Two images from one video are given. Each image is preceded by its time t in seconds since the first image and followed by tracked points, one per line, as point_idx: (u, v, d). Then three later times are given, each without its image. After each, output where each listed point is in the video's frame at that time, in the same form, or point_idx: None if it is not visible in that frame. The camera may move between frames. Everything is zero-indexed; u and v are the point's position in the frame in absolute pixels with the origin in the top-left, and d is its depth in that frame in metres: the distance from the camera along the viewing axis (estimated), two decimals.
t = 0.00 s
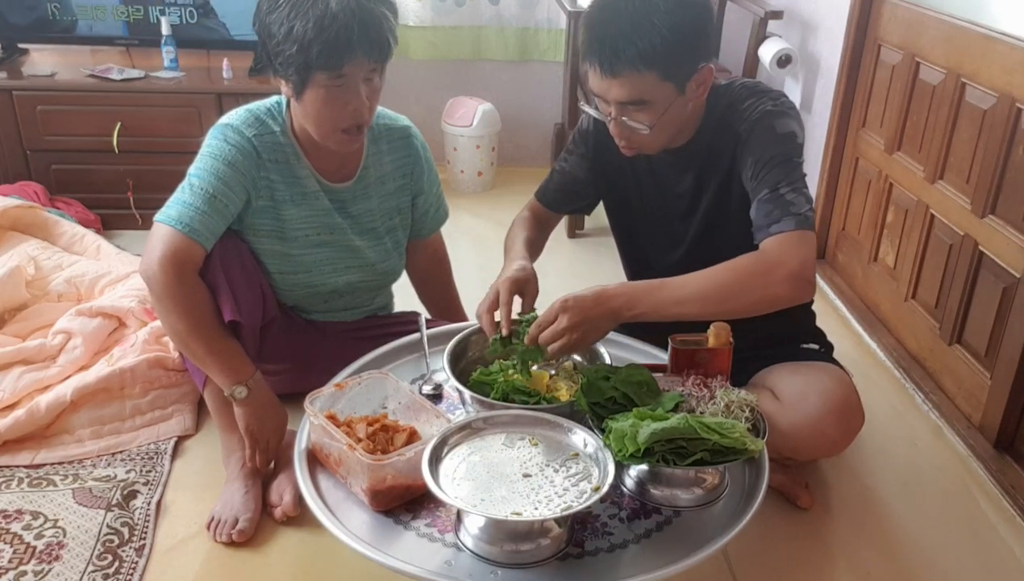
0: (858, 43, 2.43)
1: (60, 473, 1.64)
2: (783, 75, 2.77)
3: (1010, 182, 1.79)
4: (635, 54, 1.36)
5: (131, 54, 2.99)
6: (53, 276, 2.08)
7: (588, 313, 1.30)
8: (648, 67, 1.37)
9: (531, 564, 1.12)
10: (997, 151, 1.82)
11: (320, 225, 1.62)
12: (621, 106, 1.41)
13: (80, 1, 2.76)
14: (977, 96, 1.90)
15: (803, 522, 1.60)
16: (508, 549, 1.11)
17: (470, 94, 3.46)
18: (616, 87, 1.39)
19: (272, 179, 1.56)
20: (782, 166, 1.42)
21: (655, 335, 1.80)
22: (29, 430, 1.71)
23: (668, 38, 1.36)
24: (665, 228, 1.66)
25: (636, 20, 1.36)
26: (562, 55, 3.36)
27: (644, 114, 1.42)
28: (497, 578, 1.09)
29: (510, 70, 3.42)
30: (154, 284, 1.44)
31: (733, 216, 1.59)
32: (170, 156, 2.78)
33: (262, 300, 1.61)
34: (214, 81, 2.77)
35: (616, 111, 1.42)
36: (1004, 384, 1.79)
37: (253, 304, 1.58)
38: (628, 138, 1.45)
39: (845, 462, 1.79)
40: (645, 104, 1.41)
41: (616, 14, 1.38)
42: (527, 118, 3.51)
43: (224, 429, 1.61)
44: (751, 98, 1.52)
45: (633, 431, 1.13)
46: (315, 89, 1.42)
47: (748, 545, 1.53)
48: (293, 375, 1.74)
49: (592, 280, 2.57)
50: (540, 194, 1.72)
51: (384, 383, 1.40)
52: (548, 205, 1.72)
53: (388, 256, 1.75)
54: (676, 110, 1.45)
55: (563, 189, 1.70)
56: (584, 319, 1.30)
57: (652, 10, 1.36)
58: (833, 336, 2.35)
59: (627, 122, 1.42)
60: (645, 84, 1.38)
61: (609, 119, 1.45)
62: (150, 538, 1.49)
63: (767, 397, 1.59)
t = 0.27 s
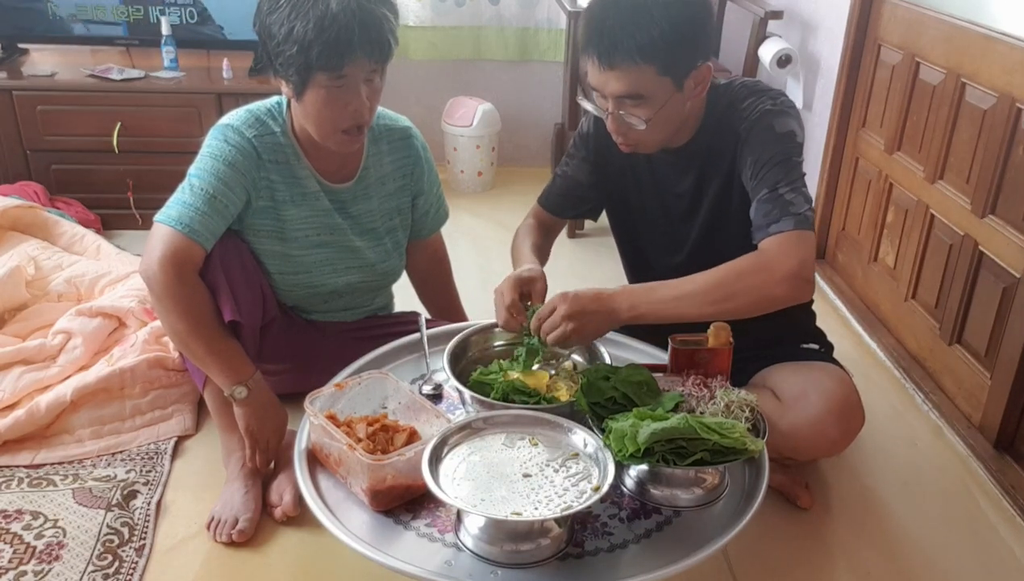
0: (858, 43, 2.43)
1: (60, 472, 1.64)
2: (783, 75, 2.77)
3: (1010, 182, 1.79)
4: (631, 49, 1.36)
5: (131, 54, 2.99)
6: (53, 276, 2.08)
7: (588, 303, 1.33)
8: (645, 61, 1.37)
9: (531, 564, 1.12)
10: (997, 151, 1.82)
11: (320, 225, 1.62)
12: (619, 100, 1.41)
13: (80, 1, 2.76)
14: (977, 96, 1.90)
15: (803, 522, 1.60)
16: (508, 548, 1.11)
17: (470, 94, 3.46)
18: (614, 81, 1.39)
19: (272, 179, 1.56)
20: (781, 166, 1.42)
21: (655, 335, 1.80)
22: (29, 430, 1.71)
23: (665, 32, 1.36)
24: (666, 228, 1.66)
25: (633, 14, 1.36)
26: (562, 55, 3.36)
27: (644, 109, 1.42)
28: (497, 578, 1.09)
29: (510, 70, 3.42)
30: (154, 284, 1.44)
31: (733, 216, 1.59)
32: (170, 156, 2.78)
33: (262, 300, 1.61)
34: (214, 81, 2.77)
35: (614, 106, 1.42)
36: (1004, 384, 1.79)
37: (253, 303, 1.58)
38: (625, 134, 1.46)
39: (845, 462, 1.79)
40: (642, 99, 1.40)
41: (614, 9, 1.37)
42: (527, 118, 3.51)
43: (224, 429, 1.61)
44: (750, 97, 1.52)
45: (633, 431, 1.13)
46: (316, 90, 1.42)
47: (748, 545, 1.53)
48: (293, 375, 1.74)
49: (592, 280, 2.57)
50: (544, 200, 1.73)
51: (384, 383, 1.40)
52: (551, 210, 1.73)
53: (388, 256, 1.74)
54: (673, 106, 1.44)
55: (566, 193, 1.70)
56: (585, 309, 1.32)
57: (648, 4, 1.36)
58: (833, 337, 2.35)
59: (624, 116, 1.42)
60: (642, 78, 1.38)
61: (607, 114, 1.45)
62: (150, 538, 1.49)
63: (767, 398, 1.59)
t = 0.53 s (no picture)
0: (858, 43, 2.43)
1: (60, 473, 1.64)
2: (783, 75, 2.77)
3: (1010, 182, 1.79)
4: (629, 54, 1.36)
5: (131, 54, 2.99)
6: (53, 276, 2.08)
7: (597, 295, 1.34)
8: (643, 65, 1.37)
9: (531, 564, 1.12)
10: (997, 151, 1.82)
11: (320, 225, 1.62)
12: (618, 105, 1.41)
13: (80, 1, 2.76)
14: (977, 96, 1.90)
15: (803, 522, 1.60)
16: (508, 548, 1.11)
17: (470, 94, 3.46)
18: (613, 87, 1.39)
19: (271, 179, 1.56)
20: (782, 164, 1.42)
21: (655, 335, 1.80)
22: (29, 430, 1.71)
23: (662, 37, 1.36)
24: (666, 228, 1.66)
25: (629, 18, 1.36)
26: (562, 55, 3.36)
27: (642, 113, 1.42)
28: (497, 578, 1.09)
29: (510, 70, 3.42)
30: (153, 284, 1.44)
31: (733, 217, 1.58)
32: (170, 156, 2.78)
33: (262, 300, 1.61)
34: (214, 81, 2.77)
35: (614, 110, 1.42)
36: (1004, 384, 1.79)
37: (253, 303, 1.58)
38: (626, 137, 1.46)
39: (845, 462, 1.79)
40: (641, 102, 1.41)
41: (611, 13, 1.37)
42: (527, 118, 3.51)
43: (224, 429, 1.61)
44: (749, 98, 1.53)
45: (633, 431, 1.13)
46: (315, 90, 1.42)
47: (749, 545, 1.53)
48: (293, 375, 1.74)
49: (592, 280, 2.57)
50: (546, 200, 1.72)
51: (384, 383, 1.40)
52: (554, 210, 1.72)
53: (388, 256, 1.74)
54: (673, 108, 1.44)
55: (568, 193, 1.70)
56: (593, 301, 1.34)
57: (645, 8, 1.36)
58: (833, 337, 2.35)
59: (625, 121, 1.43)
60: (641, 81, 1.38)
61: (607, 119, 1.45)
62: (150, 538, 1.49)
63: (767, 398, 1.59)
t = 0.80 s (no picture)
0: (858, 43, 2.43)
1: (60, 473, 1.64)
2: (783, 75, 2.77)
3: (1010, 182, 1.79)
4: (656, 45, 1.33)
5: (131, 54, 2.99)
6: (53, 276, 2.08)
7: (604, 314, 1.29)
8: (672, 55, 1.34)
9: (531, 564, 1.12)
10: (997, 151, 1.82)
11: (319, 225, 1.62)
12: (649, 103, 1.36)
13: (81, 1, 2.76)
14: (977, 96, 1.90)
15: (803, 522, 1.60)
16: (508, 548, 1.11)
17: (470, 94, 3.46)
18: (642, 85, 1.35)
19: (271, 179, 1.56)
20: (788, 165, 1.43)
21: (655, 335, 1.80)
22: (29, 430, 1.71)
23: (683, 25, 1.36)
24: (666, 228, 1.66)
25: (647, 12, 1.35)
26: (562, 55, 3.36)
27: (670, 108, 1.38)
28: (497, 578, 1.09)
29: (510, 70, 3.42)
30: (152, 284, 1.44)
31: (735, 217, 1.59)
32: (170, 156, 2.78)
33: (262, 300, 1.61)
34: (214, 81, 2.77)
35: (643, 110, 1.37)
36: (1004, 384, 1.79)
37: (252, 304, 1.57)
38: (655, 138, 1.40)
39: (845, 462, 1.79)
40: (671, 96, 1.37)
41: (626, 12, 1.37)
42: (527, 118, 3.51)
43: (224, 429, 1.61)
44: (753, 98, 1.53)
45: (633, 431, 1.13)
46: (315, 90, 1.42)
47: (749, 545, 1.53)
48: (293, 375, 1.74)
49: (592, 280, 2.57)
50: (543, 195, 1.72)
51: (384, 383, 1.40)
52: (549, 205, 1.72)
53: (388, 256, 1.74)
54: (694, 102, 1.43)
55: (566, 189, 1.70)
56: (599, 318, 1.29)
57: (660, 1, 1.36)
58: (833, 337, 2.35)
59: (657, 119, 1.37)
60: (669, 74, 1.35)
61: (633, 121, 1.39)
62: (150, 538, 1.49)
63: (767, 397, 1.58)
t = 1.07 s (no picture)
0: (858, 43, 2.44)
1: (60, 473, 1.64)
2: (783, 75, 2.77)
3: (1010, 182, 1.79)
4: (685, 42, 1.32)
5: (131, 54, 2.99)
6: (53, 276, 2.08)
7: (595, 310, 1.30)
8: (701, 51, 1.33)
9: (531, 564, 1.12)
10: (997, 151, 1.82)
11: (320, 225, 1.62)
12: (674, 102, 1.35)
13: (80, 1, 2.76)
14: (977, 96, 1.90)
15: (803, 522, 1.60)
16: (508, 548, 1.11)
17: (470, 94, 3.46)
18: (669, 83, 1.33)
19: (271, 180, 1.56)
20: (799, 170, 1.42)
21: (655, 335, 1.80)
22: (29, 430, 1.71)
23: (714, 22, 1.35)
24: (672, 226, 1.66)
25: (679, 8, 1.36)
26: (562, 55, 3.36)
27: (696, 106, 1.37)
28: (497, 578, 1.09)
29: (510, 71, 3.42)
30: (152, 284, 1.44)
31: (747, 219, 1.59)
32: (169, 156, 2.78)
33: (261, 300, 1.61)
34: (214, 81, 2.77)
35: (667, 108, 1.36)
36: (1004, 384, 1.79)
37: (252, 303, 1.57)
38: (677, 137, 1.39)
39: (845, 462, 1.79)
40: (697, 96, 1.36)
41: (657, 8, 1.37)
42: (527, 118, 3.51)
43: (224, 429, 1.61)
44: (770, 100, 1.52)
45: (633, 431, 1.13)
46: (315, 91, 1.42)
47: (748, 545, 1.53)
48: (293, 375, 1.74)
49: (593, 280, 2.57)
50: (545, 185, 1.72)
51: (384, 383, 1.40)
52: (551, 197, 1.72)
53: (387, 256, 1.74)
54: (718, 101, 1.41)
55: (569, 184, 1.70)
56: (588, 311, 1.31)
57: None
58: (833, 337, 2.35)
59: (683, 117, 1.36)
60: (696, 72, 1.34)
61: (656, 119, 1.38)
62: (150, 538, 1.49)
63: (767, 397, 1.58)
